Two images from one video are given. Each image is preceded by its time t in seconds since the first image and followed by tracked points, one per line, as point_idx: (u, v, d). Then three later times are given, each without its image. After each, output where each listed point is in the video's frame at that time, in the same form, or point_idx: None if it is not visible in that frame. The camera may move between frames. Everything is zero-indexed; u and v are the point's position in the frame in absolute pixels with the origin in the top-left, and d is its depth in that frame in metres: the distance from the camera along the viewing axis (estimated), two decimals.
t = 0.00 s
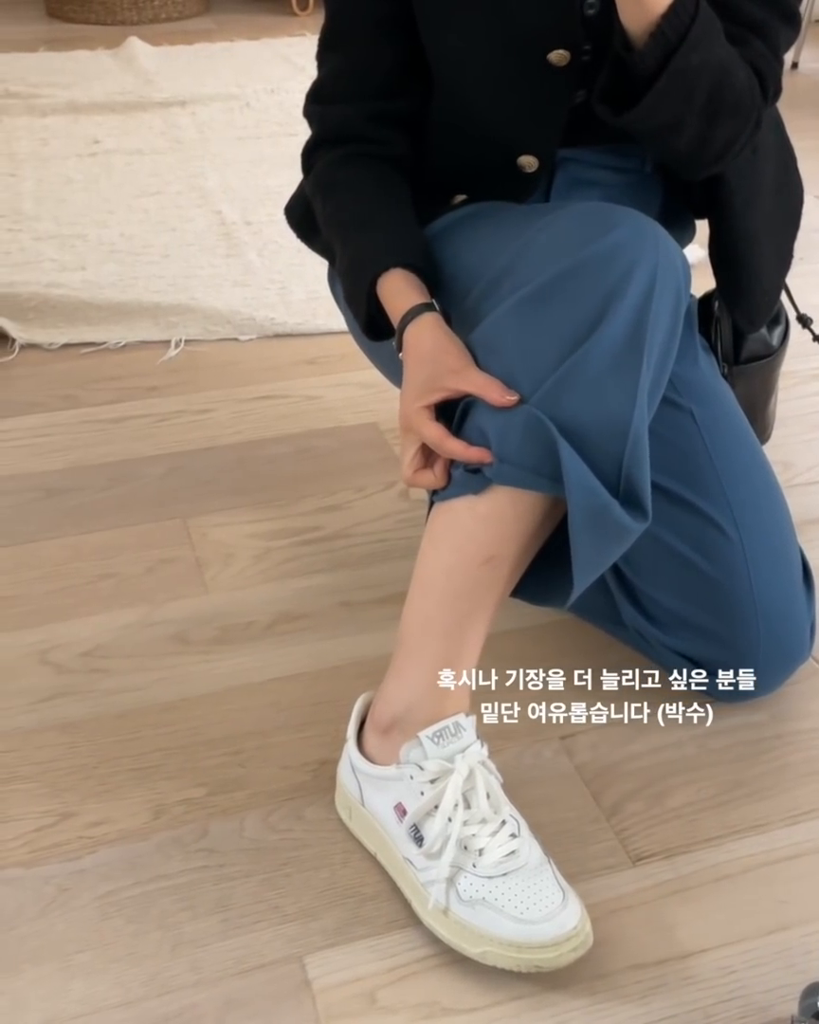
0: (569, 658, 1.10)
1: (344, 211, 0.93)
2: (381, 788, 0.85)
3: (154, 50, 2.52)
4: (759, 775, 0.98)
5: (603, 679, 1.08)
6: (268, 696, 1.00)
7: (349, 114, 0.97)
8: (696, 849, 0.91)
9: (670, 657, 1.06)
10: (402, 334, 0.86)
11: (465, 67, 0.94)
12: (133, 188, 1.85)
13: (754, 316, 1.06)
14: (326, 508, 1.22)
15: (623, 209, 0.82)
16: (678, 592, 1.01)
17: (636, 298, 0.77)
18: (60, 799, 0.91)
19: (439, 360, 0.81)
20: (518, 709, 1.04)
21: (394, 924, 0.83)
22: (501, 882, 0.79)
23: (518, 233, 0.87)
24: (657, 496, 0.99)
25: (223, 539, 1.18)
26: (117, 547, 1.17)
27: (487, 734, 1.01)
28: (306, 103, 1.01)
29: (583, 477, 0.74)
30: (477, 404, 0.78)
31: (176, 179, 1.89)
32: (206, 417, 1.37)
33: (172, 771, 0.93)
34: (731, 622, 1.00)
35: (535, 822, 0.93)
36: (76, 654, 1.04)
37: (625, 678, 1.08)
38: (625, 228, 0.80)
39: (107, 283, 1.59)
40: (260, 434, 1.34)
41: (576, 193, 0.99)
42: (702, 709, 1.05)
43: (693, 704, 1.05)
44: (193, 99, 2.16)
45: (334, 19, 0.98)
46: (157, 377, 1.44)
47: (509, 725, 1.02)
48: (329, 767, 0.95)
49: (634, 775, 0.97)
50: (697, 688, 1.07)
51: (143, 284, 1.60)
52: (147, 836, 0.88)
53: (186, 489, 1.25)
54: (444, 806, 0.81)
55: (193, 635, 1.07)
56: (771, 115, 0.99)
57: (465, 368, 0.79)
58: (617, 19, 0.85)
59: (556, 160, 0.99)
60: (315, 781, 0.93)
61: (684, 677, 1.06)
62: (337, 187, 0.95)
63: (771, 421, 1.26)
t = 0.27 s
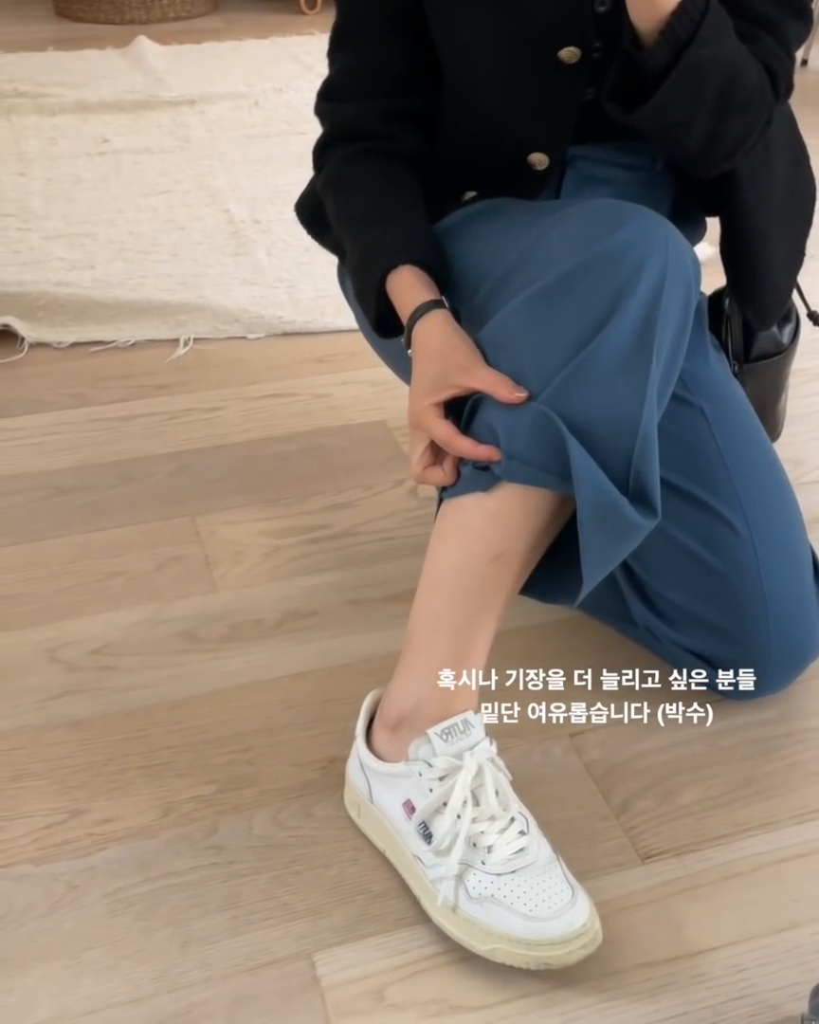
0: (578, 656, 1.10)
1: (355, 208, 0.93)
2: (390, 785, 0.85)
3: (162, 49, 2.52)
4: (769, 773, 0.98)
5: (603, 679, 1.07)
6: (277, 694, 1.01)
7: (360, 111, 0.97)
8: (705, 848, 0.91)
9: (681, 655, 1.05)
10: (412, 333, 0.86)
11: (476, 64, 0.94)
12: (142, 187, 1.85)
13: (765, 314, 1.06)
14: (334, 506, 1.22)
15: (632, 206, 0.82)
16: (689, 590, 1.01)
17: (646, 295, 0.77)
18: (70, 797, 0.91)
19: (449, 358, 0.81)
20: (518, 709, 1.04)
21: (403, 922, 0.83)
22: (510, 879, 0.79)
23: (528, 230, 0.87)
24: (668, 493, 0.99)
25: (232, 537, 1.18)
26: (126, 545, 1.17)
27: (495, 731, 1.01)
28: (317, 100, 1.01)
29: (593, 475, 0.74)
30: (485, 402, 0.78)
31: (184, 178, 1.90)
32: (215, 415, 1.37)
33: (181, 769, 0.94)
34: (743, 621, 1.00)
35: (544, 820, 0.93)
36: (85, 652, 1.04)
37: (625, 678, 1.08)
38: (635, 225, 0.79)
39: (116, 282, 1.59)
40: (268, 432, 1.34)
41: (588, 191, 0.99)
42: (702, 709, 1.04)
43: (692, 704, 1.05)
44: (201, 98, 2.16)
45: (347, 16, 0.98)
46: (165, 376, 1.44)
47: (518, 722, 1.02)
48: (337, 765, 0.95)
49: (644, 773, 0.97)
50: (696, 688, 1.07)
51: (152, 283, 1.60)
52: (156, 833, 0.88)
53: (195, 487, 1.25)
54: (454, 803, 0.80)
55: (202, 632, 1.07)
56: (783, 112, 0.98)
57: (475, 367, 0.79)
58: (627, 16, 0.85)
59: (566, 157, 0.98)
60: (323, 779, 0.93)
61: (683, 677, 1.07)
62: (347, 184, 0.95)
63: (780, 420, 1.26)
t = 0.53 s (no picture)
0: (585, 655, 1.10)
1: (362, 205, 0.93)
2: (395, 781, 0.85)
3: (170, 50, 2.52)
4: (776, 773, 0.98)
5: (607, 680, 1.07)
6: (285, 694, 1.01)
7: (370, 108, 0.98)
8: (712, 847, 0.91)
9: (687, 654, 1.05)
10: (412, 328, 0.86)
11: (484, 63, 0.94)
12: (150, 188, 1.86)
13: (772, 314, 1.05)
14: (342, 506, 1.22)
15: (630, 200, 0.82)
16: (692, 587, 1.01)
17: (640, 286, 0.77)
18: (79, 795, 0.91)
19: (447, 352, 0.82)
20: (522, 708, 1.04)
21: (410, 920, 0.83)
22: (514, 873, 0.79)
23: (526, 223, 0.88)
24: (672, 490, 0.99)
25: (239, 537, 1.18)
26: (134, 544, 1.17)
27: (502, 731, 1.01)
28: (327, 97, 1.01)
29: (581, 469, 0.75)
30: (480, 395, 0.78)
31: (192, 179, 1.90)
32: (222, 416, 1.37)
33: (190, 769, 0.94)
34: (747, 619, 0.99)
35: (551, 819, 0.93)
36: (93, 652, 1.04)
37: (625, 678, 1.08)
38: (630, 218, 0.80)
39: (124, 282, 1.59)
40: (276, 432, 1.35)
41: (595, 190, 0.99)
42: (702, 709, 1.04)
43: (693, 704, 1.05)
44: (209, 99, 2.16)
45: (357, 14, 0.98)
46: (173, 376, 1.45)
47: (525, 721, 1.02)
48: (345, 764, 0.95)
49: (651, 773, 0.97)
50: (696, 688, 1.07)
51: (160, 283, 1.60)
52: (164, 832, 0.89)
53: (203, 487, 1.25)
54: (457, 796, 0.81)
55: (210, 632, 1.07)
56: (792, 112, 0.98)
57: (471, 360, 0.80)
58: (634, 16, 0.85)
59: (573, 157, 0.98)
60: (331, 778, 0.94)
61: (683, 677, 1.07)
62: (356, 180, 0.95)
63: (788, 420, 1.26)
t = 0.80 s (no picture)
0: (589, 656, 1.10)
1: (365, 206, 0.93)
2: (398, 783, 0.85)
3: (174, 51, 2.53)
4: (779, 773, 0.98)
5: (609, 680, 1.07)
6: (288, 694, 1.01)
7: (373, 110, 0.98)
8: (715, 848, 0.91)
9: (691, 656, 1.05)
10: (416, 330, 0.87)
11: (487, 65, 0.94)
12: (154, 189, 1.86)
13: (775, 315, 1.05)
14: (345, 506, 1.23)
15: (634, 202, 0.82)
16: (696, 588, 1.01)
17: (645, 289, 0.77)
18: (82, 796, 0.92)
19: (451, 354, 0.82)
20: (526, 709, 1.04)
21: (413, 921, 0.83)
22: (517, 875, 0.79)
23: (531, 225, 0.88)
24: (676, 491, 0.99)
25: (243, 538, 1.19)
26: (138, 546, 1.17)
27: (505, 731, 1.01)
28: (331, 98, 1.02)
29: (586, 471, 0.75)
30: (484, 397, 0.79)
31: (196, 180, 1.90)
32: (226, 417, 1.37)
33: (193, 770, 0.94)
34: (751, 620, 0.99)
35: (554, 820, 0.93)
36: (97, 653, 1.05)
37: (625, 677, 1.08)
38: (635, 220, 0.80)
39: (128, 284, 1.60)
40: (280, 433, 1.35)
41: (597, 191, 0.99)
42: (702, 709, 1.04)
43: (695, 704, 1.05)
44: (213, 100, 2.17)
45: (361, 15, 0.98)
46: (177, 377, 1.45)
47: (528, 722, 1.02)
48: (348, 765, 0.95)
49: (654, 773, 0.97)
50: (696, 688, 1.07)
51: (164, 284, 1.60)
52: (168, 832, 0.89)
53: (206, 488, 1.26)
54: (460, 798, 0.81)
55: (214, 633, 1.07)
56: (796, 114, 0.98)
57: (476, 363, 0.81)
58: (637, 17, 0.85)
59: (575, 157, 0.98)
60: (334, 779, 0.94)
61: (683, 677, 1.07)
62: (359, 181, 0.95)
63: (792, 420, 1.26)
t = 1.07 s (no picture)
0: (588, 657, 1.10)
1: (362, 209, 0.94)
2: (397, 793, 0.85)
3: (175, 53, 2.53)
4: (779, 775, 0.98)
5: (607, 681, 1.07)
6: (287, 696, 1.01)
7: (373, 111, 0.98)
8: (714, 850, 0.91)
9: (691, 660, 1.05)
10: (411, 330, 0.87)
11: (487, 66, 0.94)
12: (155, 191, 1.86)
13: (776, 317, 1.05)
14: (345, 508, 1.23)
15: (626, 205, 0.83)
16: (695, 591, 1.01)
17: (635, 291, 0.77)
18: (81, 799, 0.92)
19: (444, 357, 0.82)
20: (525, 710, 1.04)
21: (412, 923, 0.83)
22: (515, 894, 0.79)
23: (525, 228, 0.88)
24: (673, 493, 0.99)
25: (242, 540, 1.19)
26: (138, 548, 1.17)
27: (505, 733, 1.01)
28: (330, 100, 1.02)
29: (571, 471, 0.75)
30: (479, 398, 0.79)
31: (197, 182, 1.91)
32: (226, 419, 1.38)
33: (192, 772, 0.94)
34: (749, 622, 0.99)
35: (553, 822, 0.93)
36: (97, 656, 1.05)
37: (624, 678, 1.08)
38: (625, 223, 0.80)
39: (129, 286, 1.60)
40: (280, 435, 1.35)
41: (596, 193, 0.99)
42: (702, 710, 1.04)
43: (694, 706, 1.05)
44: (214, 102, 2.17)
45: (360, 17, 0.98)
46: (177, 380, 1.45)
47: (528, 724, 1.02)
48: (347, 767, 0.95)
49: (654, 775, 0.97)
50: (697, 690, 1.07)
51: (164, 287, 1.61)
52: (167, 835, 0.89)
53: (206, 490, 1.26)
54: (459, 816, 0.81)
55: (213, 635, 1.07)
56: (795, 116, 0.98)
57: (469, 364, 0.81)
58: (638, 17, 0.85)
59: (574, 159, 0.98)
60: (333, 781, 0.94)
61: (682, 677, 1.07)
62: (356, 183, 0.96)
63: (793, 421, 1.26)
